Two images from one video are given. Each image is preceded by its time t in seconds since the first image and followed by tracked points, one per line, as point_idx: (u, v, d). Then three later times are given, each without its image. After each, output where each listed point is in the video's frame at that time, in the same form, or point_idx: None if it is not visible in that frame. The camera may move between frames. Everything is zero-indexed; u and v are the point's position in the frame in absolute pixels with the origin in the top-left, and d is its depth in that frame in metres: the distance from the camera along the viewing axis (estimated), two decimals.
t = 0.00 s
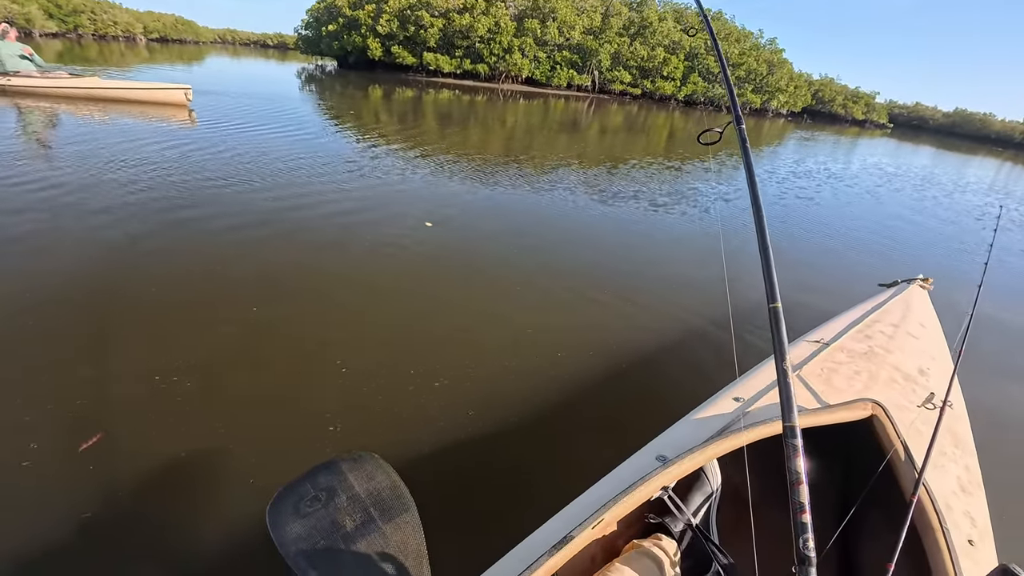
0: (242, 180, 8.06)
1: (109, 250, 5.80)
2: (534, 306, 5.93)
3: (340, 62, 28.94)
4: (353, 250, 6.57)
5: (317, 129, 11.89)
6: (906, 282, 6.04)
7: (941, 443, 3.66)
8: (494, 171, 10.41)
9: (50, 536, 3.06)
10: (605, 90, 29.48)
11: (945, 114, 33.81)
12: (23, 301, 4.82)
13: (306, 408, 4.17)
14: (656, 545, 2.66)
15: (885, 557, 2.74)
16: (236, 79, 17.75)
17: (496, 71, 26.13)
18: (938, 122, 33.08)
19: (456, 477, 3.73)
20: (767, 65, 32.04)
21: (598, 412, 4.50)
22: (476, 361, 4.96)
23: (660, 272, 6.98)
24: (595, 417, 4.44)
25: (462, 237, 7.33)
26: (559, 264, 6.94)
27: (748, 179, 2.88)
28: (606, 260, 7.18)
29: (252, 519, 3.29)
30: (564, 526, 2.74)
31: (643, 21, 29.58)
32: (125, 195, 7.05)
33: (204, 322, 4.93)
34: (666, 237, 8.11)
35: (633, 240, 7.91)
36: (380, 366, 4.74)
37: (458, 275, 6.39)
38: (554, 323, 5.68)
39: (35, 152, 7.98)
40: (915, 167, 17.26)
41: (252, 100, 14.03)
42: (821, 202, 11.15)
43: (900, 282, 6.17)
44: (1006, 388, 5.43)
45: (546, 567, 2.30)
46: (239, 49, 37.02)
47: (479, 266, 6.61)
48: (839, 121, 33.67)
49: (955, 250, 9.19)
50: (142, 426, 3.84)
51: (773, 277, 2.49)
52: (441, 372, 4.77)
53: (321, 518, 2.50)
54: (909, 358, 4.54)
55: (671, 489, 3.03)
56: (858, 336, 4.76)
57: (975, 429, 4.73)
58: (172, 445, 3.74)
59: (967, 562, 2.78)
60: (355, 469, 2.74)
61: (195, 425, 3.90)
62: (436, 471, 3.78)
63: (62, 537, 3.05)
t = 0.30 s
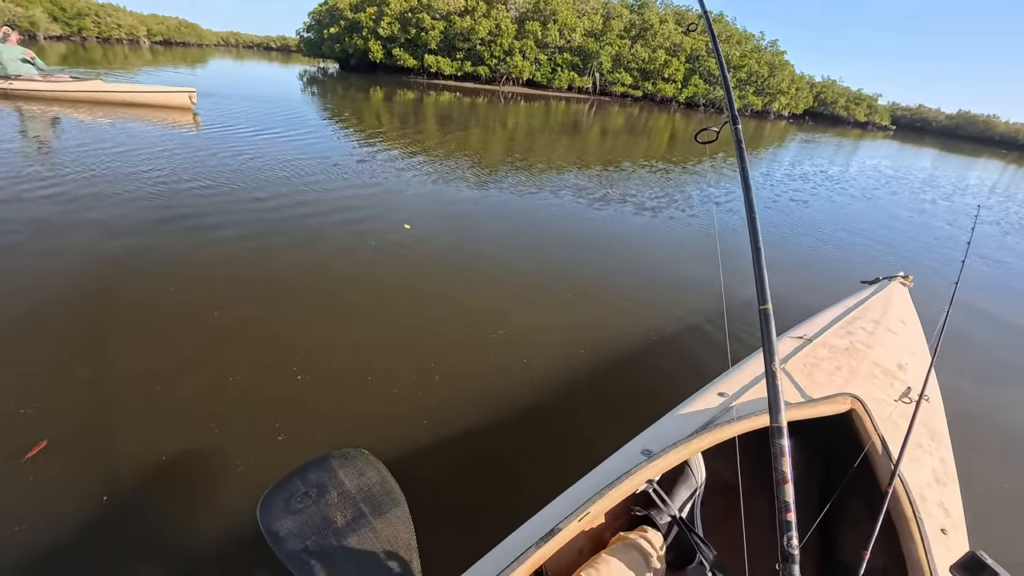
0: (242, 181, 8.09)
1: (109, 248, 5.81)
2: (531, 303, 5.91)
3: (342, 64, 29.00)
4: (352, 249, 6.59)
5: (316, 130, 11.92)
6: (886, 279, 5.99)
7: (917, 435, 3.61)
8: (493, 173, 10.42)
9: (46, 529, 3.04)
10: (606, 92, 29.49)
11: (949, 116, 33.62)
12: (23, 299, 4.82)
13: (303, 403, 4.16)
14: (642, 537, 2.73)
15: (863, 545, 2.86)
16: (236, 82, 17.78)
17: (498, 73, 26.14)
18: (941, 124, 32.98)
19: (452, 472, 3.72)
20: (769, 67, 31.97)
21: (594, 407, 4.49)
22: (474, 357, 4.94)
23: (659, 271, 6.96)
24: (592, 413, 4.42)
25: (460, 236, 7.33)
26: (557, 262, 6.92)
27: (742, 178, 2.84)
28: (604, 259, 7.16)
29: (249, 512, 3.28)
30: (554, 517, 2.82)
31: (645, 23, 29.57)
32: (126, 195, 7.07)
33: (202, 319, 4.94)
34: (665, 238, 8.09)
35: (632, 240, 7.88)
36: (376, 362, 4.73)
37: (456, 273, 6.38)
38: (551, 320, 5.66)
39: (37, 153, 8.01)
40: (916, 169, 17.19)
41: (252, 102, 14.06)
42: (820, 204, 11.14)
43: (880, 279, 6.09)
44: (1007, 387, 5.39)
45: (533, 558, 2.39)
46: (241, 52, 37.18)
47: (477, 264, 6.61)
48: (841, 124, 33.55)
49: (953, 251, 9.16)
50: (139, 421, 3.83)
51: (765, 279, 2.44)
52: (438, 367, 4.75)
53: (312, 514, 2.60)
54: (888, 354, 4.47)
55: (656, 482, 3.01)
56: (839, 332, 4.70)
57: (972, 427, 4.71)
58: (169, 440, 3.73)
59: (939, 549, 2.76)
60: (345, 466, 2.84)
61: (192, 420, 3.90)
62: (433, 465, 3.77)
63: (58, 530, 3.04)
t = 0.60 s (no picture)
0: (239, 181, 8.08)
1: (105, 246, 5.78)
2: (527, 301, 5.86)
3: (341, 66, 29.06)
4: (348, 246, 6.54)
5: (313, 131, 11.90)
6: (867, 276, 5.95)
7: (897, 429, 3.57)
8: (490, 174, 10.41)
9: (33, 526, 2.99)
10: (605, 94, 29.55)
11: (948, 119, 33.59)
12: (16, 297, 4.77)
13: (295, 398, 4.11)
14: (631, 532, 2.81)
15: (845, 537, 2.87)
16: (235, 84, 17.78)
17: (496, 75, 26.18)
18: (940, 126, 32.99)
19: (446, 468, 3.67)
20: (768, 70, 32.03)
21: (588, 403, 4.43)
22: (469, 353, 4.88)
23: (655, 271, 6.92)
24: (587, 408, 4.37)
25: (457, 234, 7.28)
26: (553, 260, 6.87)
27: (763, 172, 2.75)
28: (601, 258, 7.12)
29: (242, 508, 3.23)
30: (543, 515, 2.76)
31: (644, 26, 29.61)
32: (122, 196, 7.05)
33: (195, 316, 4.89)
34: (662, 238, 8.05)
35: (628, 240, 7.84)
36: (370, 357, 4.67)
37: (451, 270, 6.32)
38: (548, 317, 5.60)
39: (35, 155, 8.01)
40: (914, 172, 17.17)
41: (250, 105, 14.04)
42: (816, 205, 11.12)
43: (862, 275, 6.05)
44: (1005, 386, 5.35)
45: (522, 555, 2.31)
46: (242, 54, 37.30)
47: (473, 262, 6.56)
48: (840, 126, 33.54)
49: (950, 252, 9.14)
50: (130, 417, 3.78)
51: (784, 278, 2.37)
52: (432, 364, 4.70)
53: (298, 515, 2.47)
54: (870, 349, 4.42)
55: (644, 477, 3.07)
56: (821, 328, 4.64)
57: (968, 426, 4.68)
58: (160, 436, 3.67)
59: (918, 541, 2.72)
60: (333, 464, 2.71)
61: (183, 416, 3.84)
62: (426, 461, 3.71)
63: (45, 527, 2.99)
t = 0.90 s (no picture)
0: (238, 180, 8.06)
1: (103, 244, 5.76)
2: (524, 298, 5.81)
3: (341, 67, 29.05)
4: (345, 245, 6.50)
5: (311, 131, 11.87)
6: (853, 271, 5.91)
7: (885, 421, 3.54)
8: (489, 174, 10.39)
9: (24, 525, 2.94)
10: (605, 95, 29.51)
11: (949, 120, 33.53)
12: (8, 295, 4.72)
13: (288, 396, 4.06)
14: (624, 529, 2.81)
15: (836, 529, 2.88)
16: (233, 84, 17.73)
17: (496, 75, 26.15)
18: (941, 127, 32.92)
19: (441, 466, 3.63)
20: (768, 70, 31.96)
21: (585, 400, 4.39)
22: (465, 351, 4.84)
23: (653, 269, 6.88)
24: (584, 406, 4.32)
25: (454, 233, 7.23)
26: (550, 259, 6.82)
27: (761, 168, 2.71)
28: (599, 257, 7.07)
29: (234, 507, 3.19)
30: (536, 514, 2.71)
31: (644, 26, 29.57)
32: (118, 195, 7.01)
33: (189, 314, 4.84)
34: (659, 237, 8.01)
35: (626, 239, 7.79)
36: (365, 355, 4.62)
37: (448, 268, 6.28)
38: (545, 315, 5.56)
39: (33, 155, 7.99)
40: (915, 172, 17.13)
41: (247, 105, 13.99)
42: (815, 205, 11.09)
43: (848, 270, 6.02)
44: (1003, 384, 5.32)
45: (515, 557, 2.28)
46: (241, 54, 37.31)
47: (470, 261, 6.51)
48: (840, 126, 33.49)
49: (949, 252, 9.11)
50: (121, 415, 3.72)
51: (783, 270, 2.32)
52: (428, 362, 4.65)
53: (287, 520, 2.39)
54: (857, 343, 4.37)
55: (637, 475, 3.08)
56: (810, 322, 4.59)
57: (964, 424, 4.65)
58: (151, 433, 3.62)
59: (908, 531, 2.67)
60: (323, 468, 2.63)
61: (175, 414, 3.78)
62: (421, 460, 3.66)
63: (33, 527, 2.94)
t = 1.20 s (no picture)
0: (239, 179, 8.08)
1: (104, 243, 5.77)
2: (523, 297, 5.80)
3: (341, 66, 29.00)
4: (344, 244, 6.50)
5: (311, 131, 11.86)
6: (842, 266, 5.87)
7: (877, 412, 3.52)
8: (489, 173, 10.39)
9: (25, 520, 2.95)
10: (605, 94, 29.47)
11: (950, 120, 33.44)
12: (7, 293, 4.72)
13: (285, 395, 4.05)
14: (621, 524, 2.81)
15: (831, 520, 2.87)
16: (233, 83, 17.70)
17: (496, 74, 26.10)
18: (942, 127, 32.82)
19: (438, 465, 3.62)
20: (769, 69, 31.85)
21: (581, 398, 4.39)
22: (463, 351, 4.81)
23: (651, 268, 6.86)
24: (582, 405, 4.30)
25: (452, 232, 7.23)
26: (548, 258, 6.82)
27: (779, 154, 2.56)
28: (597, 256, 7.05)
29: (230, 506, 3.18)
30: (533, 509, 2.66)
31: (644, 25, 29.50)
32: (117, 194, 6.99)
33: (187, 314, 4.83)
34: (659, 237, 7.99)
35: (624, 238, 7.78)
36: (362, 354, 4.61)
37: (446, 267, 6.27)
38: (543, 313, 5.54)
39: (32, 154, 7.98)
40: (916, 172, 17.09)
41: (247, 104, 13.98)
42: (813, 205, 11.06)
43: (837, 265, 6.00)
44: (1002, 384, 5.31)
45: (512, 555, 2.29)
46: (241, 53, 37.26)
47: (469, 260, 6.50)
48: (842, 126, 33.41)
49: (949, 251, 9.10)
50: (117, 415, 3.70)
51: (800, 266, 2.24)
52: (426, 360, 4.63)
53: (281, 522, 2.33)
54: (847, 336, 4.34)
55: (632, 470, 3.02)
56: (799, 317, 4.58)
57: (962, 422, 4.64)
58: (147, 433, 3.60)
59: (901, 522, 2.69)
60: (316, 469, 2.55)
61: (172, 415, 3.77)
62: (418, 458, 3.65)
63: (32, 524, 2.94)
